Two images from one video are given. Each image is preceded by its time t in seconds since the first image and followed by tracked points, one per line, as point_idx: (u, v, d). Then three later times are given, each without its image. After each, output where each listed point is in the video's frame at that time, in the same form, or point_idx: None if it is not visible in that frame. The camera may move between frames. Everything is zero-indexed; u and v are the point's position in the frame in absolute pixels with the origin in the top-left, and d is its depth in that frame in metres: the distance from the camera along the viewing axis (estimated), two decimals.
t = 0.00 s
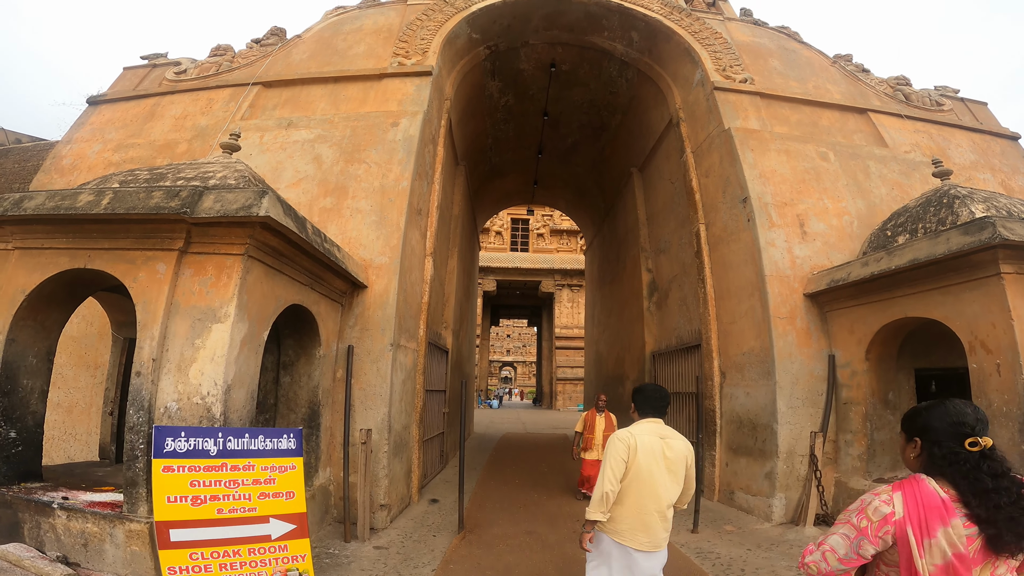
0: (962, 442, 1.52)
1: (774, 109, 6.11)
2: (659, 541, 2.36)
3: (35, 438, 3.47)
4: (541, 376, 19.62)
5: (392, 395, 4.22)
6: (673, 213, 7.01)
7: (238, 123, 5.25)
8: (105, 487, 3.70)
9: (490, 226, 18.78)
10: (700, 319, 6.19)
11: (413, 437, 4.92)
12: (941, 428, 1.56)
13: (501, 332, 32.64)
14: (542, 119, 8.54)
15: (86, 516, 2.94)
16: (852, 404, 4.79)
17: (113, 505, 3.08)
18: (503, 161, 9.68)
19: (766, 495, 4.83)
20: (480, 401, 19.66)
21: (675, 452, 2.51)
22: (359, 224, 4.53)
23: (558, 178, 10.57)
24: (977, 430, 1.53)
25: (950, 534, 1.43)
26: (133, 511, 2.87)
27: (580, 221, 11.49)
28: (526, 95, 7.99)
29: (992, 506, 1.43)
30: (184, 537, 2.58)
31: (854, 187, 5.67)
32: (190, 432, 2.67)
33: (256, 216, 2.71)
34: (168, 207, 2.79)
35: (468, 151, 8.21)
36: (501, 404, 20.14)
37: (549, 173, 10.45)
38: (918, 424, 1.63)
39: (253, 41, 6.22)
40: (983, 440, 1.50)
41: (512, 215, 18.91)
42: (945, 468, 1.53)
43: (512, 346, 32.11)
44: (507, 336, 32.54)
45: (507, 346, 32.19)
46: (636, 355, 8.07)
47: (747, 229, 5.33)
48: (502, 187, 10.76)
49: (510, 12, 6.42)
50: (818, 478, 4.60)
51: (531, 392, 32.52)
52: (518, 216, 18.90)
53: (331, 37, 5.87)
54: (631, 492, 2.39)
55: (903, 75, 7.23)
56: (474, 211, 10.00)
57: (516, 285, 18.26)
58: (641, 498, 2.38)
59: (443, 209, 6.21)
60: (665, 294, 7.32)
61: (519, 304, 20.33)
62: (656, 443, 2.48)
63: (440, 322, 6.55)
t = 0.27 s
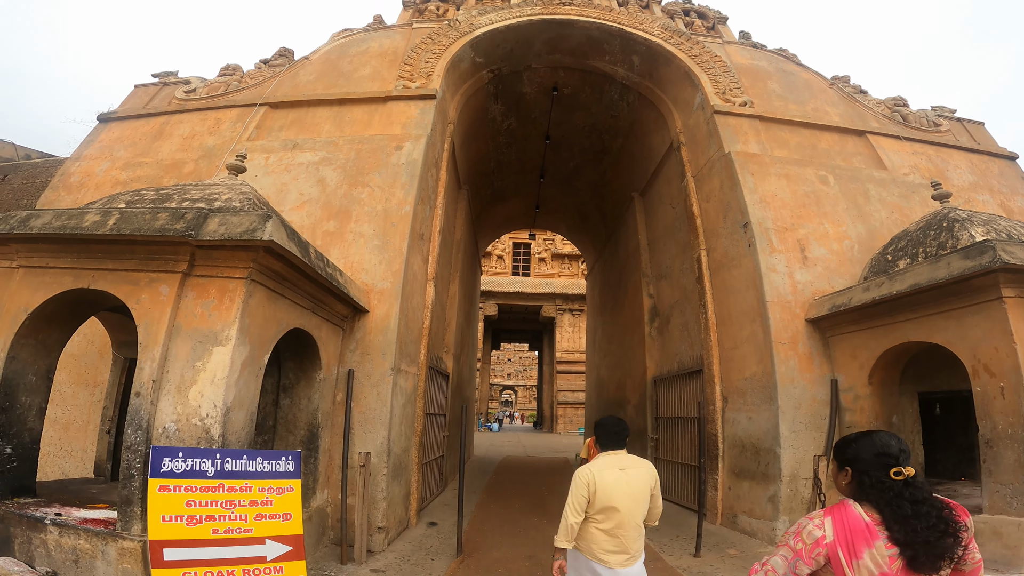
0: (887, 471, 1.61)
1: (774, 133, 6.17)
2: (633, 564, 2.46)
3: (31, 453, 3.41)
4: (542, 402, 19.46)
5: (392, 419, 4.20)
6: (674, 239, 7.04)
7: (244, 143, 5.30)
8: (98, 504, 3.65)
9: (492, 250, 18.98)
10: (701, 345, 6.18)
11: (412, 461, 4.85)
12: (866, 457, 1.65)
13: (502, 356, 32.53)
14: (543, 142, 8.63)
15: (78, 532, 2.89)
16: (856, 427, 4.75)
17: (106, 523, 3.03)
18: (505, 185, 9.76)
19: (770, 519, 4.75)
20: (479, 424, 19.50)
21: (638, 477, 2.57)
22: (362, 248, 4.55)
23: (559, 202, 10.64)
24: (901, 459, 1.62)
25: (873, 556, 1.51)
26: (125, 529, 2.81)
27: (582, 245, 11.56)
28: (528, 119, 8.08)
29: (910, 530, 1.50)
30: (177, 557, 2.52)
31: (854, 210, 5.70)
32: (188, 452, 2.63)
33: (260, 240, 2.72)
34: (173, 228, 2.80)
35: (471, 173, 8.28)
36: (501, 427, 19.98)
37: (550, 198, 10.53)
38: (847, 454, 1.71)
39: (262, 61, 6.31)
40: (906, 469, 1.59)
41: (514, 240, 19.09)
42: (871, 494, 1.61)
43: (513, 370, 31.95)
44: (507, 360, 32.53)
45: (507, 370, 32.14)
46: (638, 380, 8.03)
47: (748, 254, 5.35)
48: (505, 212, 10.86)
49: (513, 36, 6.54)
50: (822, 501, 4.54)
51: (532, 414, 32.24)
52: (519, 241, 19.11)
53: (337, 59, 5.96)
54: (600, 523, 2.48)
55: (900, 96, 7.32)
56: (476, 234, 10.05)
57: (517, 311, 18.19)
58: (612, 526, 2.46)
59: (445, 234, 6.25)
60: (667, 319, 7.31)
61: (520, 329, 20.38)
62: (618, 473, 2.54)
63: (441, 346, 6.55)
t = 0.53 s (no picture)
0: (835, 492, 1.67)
1: (774, 159, 6.24)
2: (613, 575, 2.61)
3: (26, 471, 3.37)
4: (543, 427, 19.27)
5: (391, 444, 4.18)
6: (676, 267, 7.07)
7: (251, 166, 5.36)
8: (90, 521, 3.60)
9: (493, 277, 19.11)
10: (703, 373, 6.15)
11: (411, 485, 4.82)
12: (817, 479, 1.70)
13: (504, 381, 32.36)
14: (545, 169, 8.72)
15: (69, 550, 2.85)
16: (861, 452, 4.68)
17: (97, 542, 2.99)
18: (507, 212, 9.85)
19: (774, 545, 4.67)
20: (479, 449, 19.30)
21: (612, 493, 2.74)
22: (364, 274, 4.58)
23: (561, 229, 10.72)
24: (848, 482, 1.68)
25: (815, 574, 1.56)
26: (118, 548, 2.76)
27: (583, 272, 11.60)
28: (531, 145, 8.18)
29: (853, 548, 1.54)
30: None
31: (854, 237, 5.73)
32: (185, 474, 2.64)
33: (264, 266, 2.75)
34: (178, 253, 2.82)
35: (474, 199, 8.35)
36: (501, 452, 19.77)
37: (552, 225, 10.61)
38: (798, 478, 1.76)
39: (271, 84, 6.42)
40: (853, 491, 1.66)
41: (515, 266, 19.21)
42: (821, 515, 1.66)
43: (513, 395, 31.72)
44: (508, 386, 32.36)
45: (508, 396, 31.93)
46: (640, 406, 7.98)
47: (750, 283, 5.37)
48: (507, 238, 10.94)
49: (517, 62, 6.66)
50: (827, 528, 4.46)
51: (532, 438, 31.91)
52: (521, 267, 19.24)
53: (344, 82, 6.06)
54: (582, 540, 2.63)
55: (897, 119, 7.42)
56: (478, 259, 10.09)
57: (518, 337, 18.22)
58: (592, 543, 2.61)
59: (447, 260, 6.29)
60: (668, 347, 7.30)
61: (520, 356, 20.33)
62: (591, 491, 2.71)
63: (441, 372, 6.53)
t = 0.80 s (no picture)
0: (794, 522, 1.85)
1: (774, 187, 6.31)
2: None
3: (21, 488, 3.33)
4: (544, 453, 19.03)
5: (391, 471, 4.16)
6: (678, 297, 7.09)
7: (258, 192, 5.43)
8: (84, 540, 3.55)
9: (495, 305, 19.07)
10: (706, 403, 6.13)
11: (411, 511, 4.77)
12: (776, 509, 1.89)
13: (505, 408, 32.06)
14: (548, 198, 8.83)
15: (61, 569, 2.79)
16: (866, 479, 4.60)
17: (89, 561, 2.93)
18: (510, 240, 9.94)
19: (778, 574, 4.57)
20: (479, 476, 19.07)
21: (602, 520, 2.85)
22: (368, 303, 4.61)
23: (563, 258, 10.80)
24: (803, 512, 1.87)
25: None
26: (111, 568, 2.69)
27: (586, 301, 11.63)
28: (535, 174, 8.29)
29: (810, 572, 1.72)
30: None
31: (855, 266, 5.75)
32: (184, 497, 2.64)
33: (269, 295, 2.79)
34: (186, 280, 2.86)
35: (477, 229, 8.44)
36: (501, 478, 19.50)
37: (555, 254, 10.69)
38: (762, 509, 1.94)
39: (280, 108, 6.54)
40: (809, 520, 1.84)
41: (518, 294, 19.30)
42: (782, 542, 1.84)
43: (514, 422, 31.41)
44: (510, 413, 32.10)
45: (509, 422, 31.65)
46: (642, 434, 7.92)
47: (752, 313, 5.39)
48: (510, 265, 11.00)
49: (521, 91, 6.80)
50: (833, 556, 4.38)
51: (533, 464, 31.48)
52: (524, 295, 19.30)
53: (352, 109, 6.18)
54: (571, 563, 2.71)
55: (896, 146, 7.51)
56: (481, 286, 10.14)
57: (519, 365, 18.17)
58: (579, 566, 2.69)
59: (450, 288, 6.32)
60: (671, 377, 7.28)
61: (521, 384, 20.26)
62: (582, 517, 2.83)
63: (443, 401, 6.53)
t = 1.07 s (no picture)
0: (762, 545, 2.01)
1: (776, 207, 6.34)
2: None
3: (18, 498, 3.32)
4: (544, 470, 18.86)
5: (391, 487, 4.14)
6: (680, 317, 7.09)
7: (264, 207, 5.48)
8: (78, 550, 3.53)
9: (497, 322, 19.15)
10: (708, 422, 6.10)
11: (409, 528, 4.73)
12: (746, 531, 2.07)
13: (506, 425, 31.82)
14: (551, 217, 8.88)
15: None
16: (869, 496, 4.58)
17: (84, 572, 2.94)
18: (512, 258, 9.98)
19: None
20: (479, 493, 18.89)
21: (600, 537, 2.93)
22: (371, 321, 4.62)
23: (566, 277, 10.83)
24: (772, 536, 2.03)
25: None
26: None
27: (588, 318, 11.62)
28: (538, 192, 8.35)
29: None
30: None
31: (858, 286, 5.76)
32: (181, 510, 2.63)
33: (273, 312, 2.81)
34: (190, 295, 2.89)
35: (479, 247, 8.48)
36: (501, 496, 19.32)
37: (557, 272, 10.71)
38: (735, 531, 2.11)
39: (287, 124, 6.63)
40: (775, 544, 2.00)
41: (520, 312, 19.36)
42: (751, 563, 2.00)
43: (515, 438, 31.18)
44: (511, 430, 31.91)
45: (510, 439, 31.44)
46: (644, 453, 7.87)
47: (754, 332, 5.38)
48: (512, 283, 11.02)
49: (525, 109, 6.87)
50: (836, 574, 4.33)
51: (533, 481, 31.17)
52: (525, 313, 19.38)
53: (357, 125, 6.26)
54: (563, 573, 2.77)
55: (897, 164, 7.55)
56: (483, 303, 10.16)
57: (521, 382, 18.10)
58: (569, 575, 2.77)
59: (452, 306, 6.33)
60: (673, 396, 7.25)
61: (522, 401, 20.17)
62: (582, 531, 2.91)
63: (444, 418, 6.51)
